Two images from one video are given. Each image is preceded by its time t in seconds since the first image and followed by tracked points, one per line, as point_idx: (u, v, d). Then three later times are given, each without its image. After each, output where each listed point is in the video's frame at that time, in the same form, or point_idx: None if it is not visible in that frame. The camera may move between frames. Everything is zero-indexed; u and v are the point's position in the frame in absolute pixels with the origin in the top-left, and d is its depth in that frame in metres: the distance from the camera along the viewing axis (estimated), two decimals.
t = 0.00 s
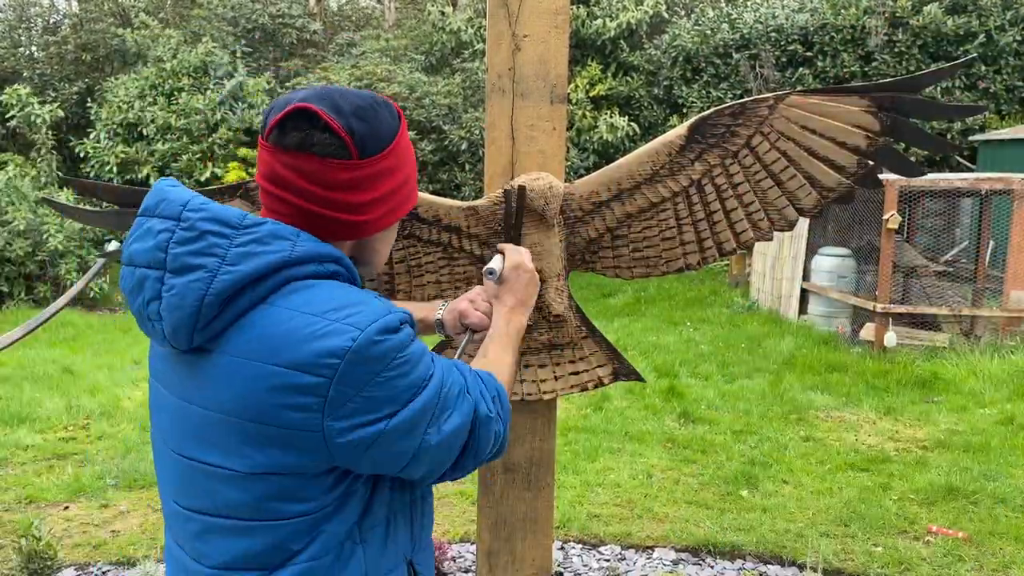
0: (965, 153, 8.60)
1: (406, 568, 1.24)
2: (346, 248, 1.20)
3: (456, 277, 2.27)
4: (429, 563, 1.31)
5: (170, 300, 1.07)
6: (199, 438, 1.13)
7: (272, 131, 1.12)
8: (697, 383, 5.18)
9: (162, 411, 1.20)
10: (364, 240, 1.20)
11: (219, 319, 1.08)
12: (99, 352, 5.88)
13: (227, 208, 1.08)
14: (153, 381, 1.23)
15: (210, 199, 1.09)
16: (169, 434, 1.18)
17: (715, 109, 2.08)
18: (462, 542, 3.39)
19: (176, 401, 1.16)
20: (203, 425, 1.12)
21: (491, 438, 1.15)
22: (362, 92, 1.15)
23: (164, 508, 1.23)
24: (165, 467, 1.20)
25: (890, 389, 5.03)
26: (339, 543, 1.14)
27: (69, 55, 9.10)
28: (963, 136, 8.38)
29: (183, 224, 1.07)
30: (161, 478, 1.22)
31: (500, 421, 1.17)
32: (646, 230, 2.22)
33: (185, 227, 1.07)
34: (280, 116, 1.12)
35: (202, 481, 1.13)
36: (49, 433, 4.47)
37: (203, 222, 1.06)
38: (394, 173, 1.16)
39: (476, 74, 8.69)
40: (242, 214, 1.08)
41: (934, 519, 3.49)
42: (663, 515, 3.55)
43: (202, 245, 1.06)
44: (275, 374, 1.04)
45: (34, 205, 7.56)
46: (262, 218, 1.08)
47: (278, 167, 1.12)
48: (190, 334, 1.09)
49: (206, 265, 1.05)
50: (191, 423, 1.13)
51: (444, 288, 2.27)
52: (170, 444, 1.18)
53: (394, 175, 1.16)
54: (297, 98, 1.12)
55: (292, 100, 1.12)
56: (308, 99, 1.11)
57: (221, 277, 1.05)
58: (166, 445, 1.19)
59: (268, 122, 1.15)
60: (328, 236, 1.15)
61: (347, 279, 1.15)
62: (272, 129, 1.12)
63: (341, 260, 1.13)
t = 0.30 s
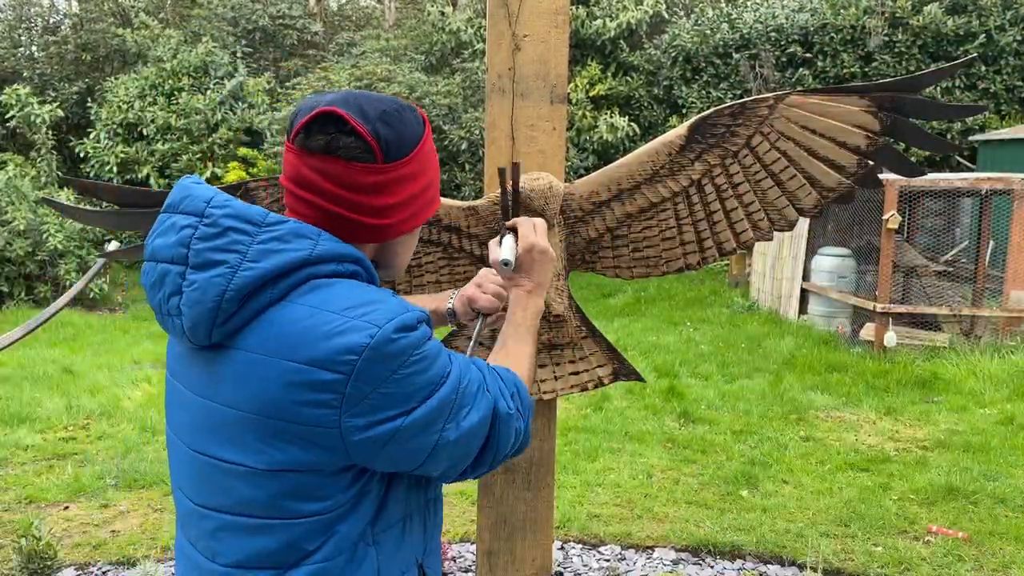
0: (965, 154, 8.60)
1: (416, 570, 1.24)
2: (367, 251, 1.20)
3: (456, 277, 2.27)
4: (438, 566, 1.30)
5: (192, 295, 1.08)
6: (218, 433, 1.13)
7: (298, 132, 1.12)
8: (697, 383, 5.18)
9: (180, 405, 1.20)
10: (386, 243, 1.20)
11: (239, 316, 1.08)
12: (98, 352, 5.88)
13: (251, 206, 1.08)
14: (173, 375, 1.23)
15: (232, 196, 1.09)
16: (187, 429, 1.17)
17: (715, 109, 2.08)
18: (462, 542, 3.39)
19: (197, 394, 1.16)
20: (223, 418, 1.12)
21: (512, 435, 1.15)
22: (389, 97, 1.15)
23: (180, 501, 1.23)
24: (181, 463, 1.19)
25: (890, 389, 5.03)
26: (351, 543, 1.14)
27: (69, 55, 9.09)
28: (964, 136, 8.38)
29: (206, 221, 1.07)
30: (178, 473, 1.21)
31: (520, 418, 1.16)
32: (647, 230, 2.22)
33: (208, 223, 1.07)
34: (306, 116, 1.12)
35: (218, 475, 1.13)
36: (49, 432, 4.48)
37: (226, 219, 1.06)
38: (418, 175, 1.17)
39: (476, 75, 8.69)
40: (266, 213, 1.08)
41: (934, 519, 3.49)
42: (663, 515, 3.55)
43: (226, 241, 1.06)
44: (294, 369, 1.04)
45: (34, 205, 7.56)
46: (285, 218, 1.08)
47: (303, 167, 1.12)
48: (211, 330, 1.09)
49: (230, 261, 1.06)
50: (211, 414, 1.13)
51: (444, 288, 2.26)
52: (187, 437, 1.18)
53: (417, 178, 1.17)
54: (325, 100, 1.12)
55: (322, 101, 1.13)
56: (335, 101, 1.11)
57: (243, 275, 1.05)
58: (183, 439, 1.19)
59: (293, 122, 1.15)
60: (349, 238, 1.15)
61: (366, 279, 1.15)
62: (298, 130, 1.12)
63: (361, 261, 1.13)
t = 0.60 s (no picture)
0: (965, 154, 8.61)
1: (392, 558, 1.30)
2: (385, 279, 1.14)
3: (456, 278, 2.27)
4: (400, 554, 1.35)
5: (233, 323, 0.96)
6: (219, 446, 1.07)
7: (347, 160, 1.02)
8: (697, 383, 5.18)
9: (179, 391, 1.12)
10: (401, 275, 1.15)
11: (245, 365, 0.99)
12: (98, 352, 5.88)
13: (318, 241, 0.94)
14: (174, 352, 1.15)
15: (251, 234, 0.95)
16: (187, 425, 1.10)
17: (715, 109, 2.07)
18: (462, 542, 3.39)
19: (209, 402, 1.08)
20: (229, 431, 1.06)
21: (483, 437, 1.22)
22: (443, 130, 1.07)
23: (139, 470, 1.18)
24: (163, 446, 1.13)
25: (890, 389, 5.03)
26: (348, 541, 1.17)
27: (69, 55, 9.07)
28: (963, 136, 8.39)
29: (264, 248, 0.94)
30: (149, 446, 1.15)
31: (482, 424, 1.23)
32: (646, 230, 2.22)
33: (268, 252, 0.93)
34: (359, 143, 1.03)
35: (208, 494, 1.08)
36: (49, 433, 4.47)
37: (288, 254, 0.93)
38: (460, 215, 1.11)
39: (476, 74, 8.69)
40: (331, 253, 0.94)
41: (934, 519, 3.49)
42: (663, 514, 3.55)
43: (287, 283, 0.93)
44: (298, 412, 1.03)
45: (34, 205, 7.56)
46: (354, 261, 0.96)
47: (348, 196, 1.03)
48: (244, 361, 0.98)
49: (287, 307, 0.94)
50: (216, 422, 1.07)
51: (444, 288, 2.26)
52: (178, 428, 1.11)
53: (459, 217, 1.11)
54: (378, 132, 1.03)
55: (373, 129, 1.04)
56: (390, 134, 1.03)
57: (294, 326, 0.95)
58: (177, 426, 1.11)
59: (340, 143, 1.06)
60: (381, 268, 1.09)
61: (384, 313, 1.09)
62: (348, 158, 1.02)
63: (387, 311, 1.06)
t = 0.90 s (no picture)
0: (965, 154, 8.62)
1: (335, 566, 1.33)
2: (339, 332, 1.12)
3: (456, 277, 2.27)
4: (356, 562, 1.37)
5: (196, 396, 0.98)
6: (188, 488, 1.10)
7: (265, 229, 1.01)
8: (697, 383, 5.18)
9: (149, 431, 1.15)
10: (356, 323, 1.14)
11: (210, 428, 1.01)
12: (99, 352, 5.88)
13: (275, 322, 0.96)
14: (144, 392, 1.17)
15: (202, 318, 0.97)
16: (156, 468, 1.12)
17: (715, 109, 2.06)
18: (462, 542, 3.39)
19: (177, 447, 1.10)
20: (198, 479, 1.09)
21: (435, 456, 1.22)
22: (362, 189, 1.04)
23: (112, 498, 1.21)
24: (135, 483, 1.16)
25: (890, 389, 5.04)
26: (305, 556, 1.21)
27: (69, 55, 9.07)
28: (963, 136, 8.40)
29: (226, 330, 0.96)
30: (121, 478, 1.18)
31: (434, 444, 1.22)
32: (647, 229, 2.22)
33: (228, 334, 0.96)
34: (276, 212, 1.01)
35: (179, 531, 1.12)
36: (50, 433, 4.48)
37: (248, 336, 0.96)
38: (397, 268, 1.08)
39: (476, 74, 8.71)
40: (290, 333, 0.97)
41: (934, 519, 3.49)
42: (663, 514, 3.55)
43: (250, 360, 0.96)
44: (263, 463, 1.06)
45: (34, 205, 7.56)
46: (311, 336, 0.98)
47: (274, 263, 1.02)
48: (210, 428, 1.01)
49: (249, 384, 0.97)
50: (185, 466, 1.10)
51: (445, 288, 2.28)
52: (149, 468, 1.13)
53: (396, 270, 1.08)
54: (292, 201, 1.01)
55: (290, 197, 1.02)
56: (303, 203, 1.01)
57: (256, 401, 0.98)
58: (147, 467, 1.14)
59: (264, 208, 1.04)
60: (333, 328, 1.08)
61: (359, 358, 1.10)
62: (266, 227, 1.00)
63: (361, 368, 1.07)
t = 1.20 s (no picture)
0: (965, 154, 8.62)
1: None
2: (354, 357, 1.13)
3: (456, 277, 2.27)
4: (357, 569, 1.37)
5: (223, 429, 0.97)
6: (208, 516, 1.09)
7: (291, 264, 1.01)
8: (697, 383, 5.18)
9: (166, 456, 1.13)
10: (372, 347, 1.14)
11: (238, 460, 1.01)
12: (98, 352, 5.88)
13: (305, 357, 0.96)
14: (161, 416, 1.15)
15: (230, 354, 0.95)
16: (175, 495, 1.11)
17: (715, 109, 2.06)
18: (462, 543, 3.39)
19: (197, 475, 1.09)
20: (219, 508, 1.08)
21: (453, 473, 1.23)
22: (390, 223, 1.04)
23: (128, 522, 1.19)
24: (153, 508, 1.14)
25: (890, 389, 5.03)
26: None
27: (69, 55, 9.06)
28: (963, 136, 8.41)
29: (256, 365, 0.95)
30: (137, 503, 1.17)
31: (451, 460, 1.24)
32: (647, 229, 2.22)
33: (258, 370, 0.95)
34: (301, 247, 1.01)
35: (199, 561, 1.11)
36: (50, 433, 4.47)
37: (279, 372, 0.95)
38: (415, 303, 1.08)
39: (476, 74, 8.71)
40: (320, 369, 0.97)
41: (934, 519, 3.49)
42: (663, 515, 3.55)
43: (280, 393, 0.95)
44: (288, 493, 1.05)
45: (34, 205, 7.56)
46: (340, 371, 0.98)
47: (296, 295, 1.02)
48: (237, 462, 1.01)
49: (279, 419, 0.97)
50: (206, 493, 1.09)
51: (444, 288, 2.27)
52: (167, 495, 1.12)
53: (416, 302, 1.08)
54: (321, 236, 1.00)
55: (316, 231, 1.01)
56: (330, 239, 1.00)
57: (285, 437, 0.97)
58: (165, 491, 1.13)
59: (285, 242, 1.04)
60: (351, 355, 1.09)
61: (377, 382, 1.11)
62: (292, 262, 1.00)
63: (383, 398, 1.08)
